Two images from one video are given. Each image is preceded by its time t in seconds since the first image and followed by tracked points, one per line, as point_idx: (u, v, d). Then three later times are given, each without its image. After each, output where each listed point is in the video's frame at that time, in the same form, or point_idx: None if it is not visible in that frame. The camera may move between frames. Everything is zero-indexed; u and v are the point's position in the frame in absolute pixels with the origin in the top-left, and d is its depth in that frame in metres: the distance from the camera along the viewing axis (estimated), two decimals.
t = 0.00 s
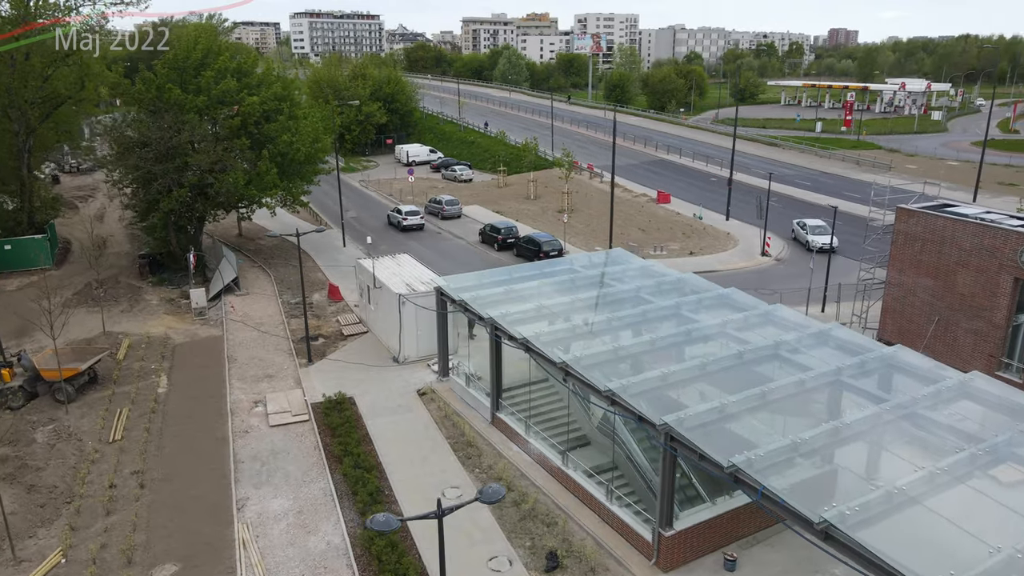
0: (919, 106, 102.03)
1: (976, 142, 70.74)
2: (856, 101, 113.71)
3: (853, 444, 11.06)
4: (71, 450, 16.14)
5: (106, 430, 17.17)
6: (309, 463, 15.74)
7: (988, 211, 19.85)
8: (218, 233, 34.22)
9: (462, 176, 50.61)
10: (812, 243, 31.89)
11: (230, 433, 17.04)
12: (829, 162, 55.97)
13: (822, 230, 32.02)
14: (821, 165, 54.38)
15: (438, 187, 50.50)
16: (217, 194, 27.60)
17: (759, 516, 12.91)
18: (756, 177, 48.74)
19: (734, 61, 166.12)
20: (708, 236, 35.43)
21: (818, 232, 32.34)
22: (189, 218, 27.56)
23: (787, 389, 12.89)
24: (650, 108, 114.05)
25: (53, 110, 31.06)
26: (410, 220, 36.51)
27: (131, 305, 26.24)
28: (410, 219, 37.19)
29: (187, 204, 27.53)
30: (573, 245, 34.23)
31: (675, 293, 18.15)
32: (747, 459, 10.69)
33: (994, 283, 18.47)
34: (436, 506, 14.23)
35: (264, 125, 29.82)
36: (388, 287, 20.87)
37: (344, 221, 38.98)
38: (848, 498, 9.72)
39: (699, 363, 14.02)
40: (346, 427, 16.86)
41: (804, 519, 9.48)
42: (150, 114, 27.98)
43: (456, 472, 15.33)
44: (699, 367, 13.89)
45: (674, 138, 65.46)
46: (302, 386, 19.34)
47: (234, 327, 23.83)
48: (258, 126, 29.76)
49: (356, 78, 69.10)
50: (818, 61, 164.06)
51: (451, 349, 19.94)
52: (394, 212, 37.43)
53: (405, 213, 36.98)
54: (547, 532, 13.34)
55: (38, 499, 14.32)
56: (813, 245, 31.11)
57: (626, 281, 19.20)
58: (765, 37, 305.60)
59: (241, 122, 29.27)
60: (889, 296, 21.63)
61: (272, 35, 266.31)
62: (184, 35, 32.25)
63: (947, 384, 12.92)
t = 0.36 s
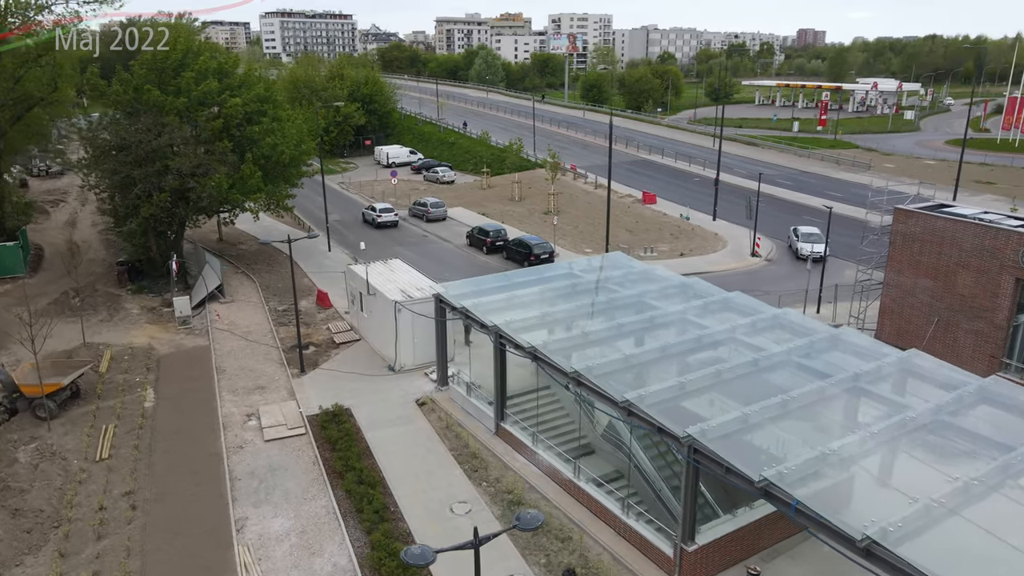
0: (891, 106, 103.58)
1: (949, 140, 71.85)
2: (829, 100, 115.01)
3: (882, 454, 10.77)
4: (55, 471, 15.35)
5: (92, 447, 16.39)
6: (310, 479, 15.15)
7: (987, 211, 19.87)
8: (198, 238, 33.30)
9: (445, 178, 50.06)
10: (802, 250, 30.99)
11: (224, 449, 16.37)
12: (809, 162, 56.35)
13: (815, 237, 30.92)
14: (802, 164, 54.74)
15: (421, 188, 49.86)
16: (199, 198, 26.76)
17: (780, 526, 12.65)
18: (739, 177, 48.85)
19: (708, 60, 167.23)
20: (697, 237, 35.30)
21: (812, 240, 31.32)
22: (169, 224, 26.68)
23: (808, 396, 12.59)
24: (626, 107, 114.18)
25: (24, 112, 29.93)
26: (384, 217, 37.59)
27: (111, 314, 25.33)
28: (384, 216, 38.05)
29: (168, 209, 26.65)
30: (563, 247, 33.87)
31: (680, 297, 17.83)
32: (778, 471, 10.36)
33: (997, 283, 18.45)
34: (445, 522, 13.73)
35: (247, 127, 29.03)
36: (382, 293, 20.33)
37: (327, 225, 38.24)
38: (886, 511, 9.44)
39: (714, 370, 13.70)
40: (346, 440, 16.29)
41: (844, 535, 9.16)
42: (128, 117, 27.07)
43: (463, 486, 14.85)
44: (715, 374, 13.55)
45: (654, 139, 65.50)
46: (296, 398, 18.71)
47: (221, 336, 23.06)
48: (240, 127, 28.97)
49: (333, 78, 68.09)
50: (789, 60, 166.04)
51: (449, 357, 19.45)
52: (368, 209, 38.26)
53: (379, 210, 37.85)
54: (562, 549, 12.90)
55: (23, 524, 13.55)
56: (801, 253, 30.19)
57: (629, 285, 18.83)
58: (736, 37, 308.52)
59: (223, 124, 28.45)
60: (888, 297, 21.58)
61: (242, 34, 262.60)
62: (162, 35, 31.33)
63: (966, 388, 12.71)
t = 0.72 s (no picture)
0: (860, 105, 105.28)
1: (919, 139, 73.01)
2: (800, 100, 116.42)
3: (915, 464, 10.49)
4: (38, 495, 14.51)
5: (76, 468, 15.55)
6: (311, 498, 14.53)
7: (983, 211, 19.90)
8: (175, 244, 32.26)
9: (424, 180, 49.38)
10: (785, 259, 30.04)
11: (218, 467, 15.66)
12: (786, 161, 56.77)
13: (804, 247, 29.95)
14: (780, 164, 55.13)
15: (401, 190, 49.14)
16: (178, 203, 25.81)
17: (804, 536, 12.38)
18: (720, 177, 48.96)
19: (678, 61, 168.42)
20: (684, 237, 35.19)
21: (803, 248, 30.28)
22: (147, 229, 25.70)
23: (831, 404, 12.31)
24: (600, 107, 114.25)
25: None
26: (353, 213, 37.94)
27: (88, 324, 24.31)
28: (354, 213, 38.44)
29: (145, 213, 25.67)
30: (550, 249, 33.51)
31: (686, 302, 17.47)
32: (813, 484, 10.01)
33: (996, 283, 18.44)
34: (456, 540, 13.21)
35: (226, 129, 28.15)
36: (376, 300, 19.74)
37: (307, 229, 37.40)
38: (929, 525, 9.12)
39: (732, 378, 13.34)
40: (346, 455, 15.69)
41: (890, 552, 8.82)
42: (102, 119, 26.04)
43: (471, 500, 14.35)
44: (733, 382, 13.21)
45: (633, 139, 65.53)
46: (290, 411, 18.05)
47: (206, 346, 22.25)
48: (220, 129, 28.10)
49: (307, 79, 66.87)
50: (759, 61, 167.97)
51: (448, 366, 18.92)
52: (338, 206, 38.69)
53: (349, 207, 38.29)
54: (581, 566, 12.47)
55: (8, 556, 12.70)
56: (783, 260, 29.44)
57: (631, 290, 18.47)
58: (704, 37, 311.63)
59: (203, 125, 27.52)
60: (885, 297, 21.53)
61: (208, 34, 258.19)
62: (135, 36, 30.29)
63: (990, 394, 12.49)
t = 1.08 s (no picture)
0: (830, 105, 106.69)
1: (890, 138, 74.10)
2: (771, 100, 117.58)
3: (948, 473, 10.26)
4: (21, 521, 13.64)
5: (59, 490, 14.72)
6: (313, 517, 13.92)
7: (979, 211, 19.93)
8: (151, 251, 31.20)
9: (403, 181, 48.87)
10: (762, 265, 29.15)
11: (212, 486, 14.97)
12: (764, 161, 57.09)
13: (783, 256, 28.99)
14: (758, 163, 55.45)
15: (380, 193, 48.33)
16: (156, 208, 24.88)
17: (827, 546, 12.13)
18: (701, 177, 48.98)
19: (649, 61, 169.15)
20: (671, 238, 35.03)
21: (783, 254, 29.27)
22: (124, 235, 24.74)
23: (855, 411, 12.04)
24: (574, 107, 113.95)
25: None
26: (322, 212, 38.59)
27: (63, 336, 23.29)
28: (323, 212, 39.15)
29: (122, 219, 24.73)
30: (537, 252, 33.12)
31: (691, 306, 17.14)
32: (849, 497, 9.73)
33: (995, 283, 18.45)
34: (469, 557, 12.73)
35: (205, 131, 27.21)
36: (371, 308, 19.15)
37: (287, 233, 36.50)
38: (974, 538, 8.88)
39: (750, 386, 13.01)
40: (347, 471, 15.10)
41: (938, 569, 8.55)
42: (75, 122, 24.99)
43: (481, 516, 13.87)
44: (752, 390, 12.89)
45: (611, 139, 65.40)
46: (284, 425, 17.38)
47: (190, 357, 21.40)
48: (199, 132, 27.13)
49: (279, 79, 65.55)
50: (728, 60, 169.62)
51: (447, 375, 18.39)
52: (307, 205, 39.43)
53: (318, 206, 38.92)
54: None
55: None
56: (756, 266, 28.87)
57: (634, 295, 18.09)
58: (673, 37, 313.95)
59: (180, 128, 26.54)
60: (881, 298, 21.50)
61: (172, 34, 253.08)
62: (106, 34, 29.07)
63: (1012, 400, 12.31)
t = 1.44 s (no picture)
0: (800, 105, 108.00)
1: (861, 137, 75.18)
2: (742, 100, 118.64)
3: (984, 482, 10.06)
4: (4, 550, 12.79)
5: (44, 516, 13.87)
6: (318, 538, 13.31)
7: (975, 211, 19.97)
8: (126, 258, 30.12)
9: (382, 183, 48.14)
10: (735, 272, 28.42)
11: (208, 508, 14.26)
12: (742, 160, 57.36)
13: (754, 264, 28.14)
14: (736, 163, 55.75)
15: (359, 195, 47.48)
16: (134, 214, 23.93)
17: (854, 557, 11.92)
18: (682, 176, 48.99)
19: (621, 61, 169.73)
20: (658, 239, 34.87)
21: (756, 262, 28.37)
22: (100, 242, 23.77)
23: (880, 418, 11.82)
24: (548, 107, 113.60)
25: None
26: (290, 209, 38.97)
27: (37, 348, 22.24)
28: (291, 208, 39.61)
29: (98, 226, 23.76)
30: (525, 254, 32.70)
31: (698, 311, 16.84)
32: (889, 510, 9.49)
33: (995, 283, 18.48)
34: None
35: (184, 133, 26.26)
36: (366, 316, 18.56)
37: (266, 238, 35.58)
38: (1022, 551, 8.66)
39: (771, 395, 12.73)
40: (351, 488, 14.50)
41: None
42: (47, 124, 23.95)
43: (494, 533, 13.38)
44: (773, 399, 12.61)
45: (589, 139, 65.24)
46: (280, 440, 16.71)
47: (174, 369, 20.56)
48: (177, 134, 26.24)
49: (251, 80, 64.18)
50: (698, 60, 171.08)
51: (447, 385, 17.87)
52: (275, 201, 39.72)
53: (286, 203, 39.37)
54: None
55: None
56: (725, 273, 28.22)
57: (638, 300, 17.75)
58: (642, 37, 315.82)
59: (158, 130, 25.55)
60: (878, 298, 21.48)
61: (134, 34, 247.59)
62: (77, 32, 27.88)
63: None
